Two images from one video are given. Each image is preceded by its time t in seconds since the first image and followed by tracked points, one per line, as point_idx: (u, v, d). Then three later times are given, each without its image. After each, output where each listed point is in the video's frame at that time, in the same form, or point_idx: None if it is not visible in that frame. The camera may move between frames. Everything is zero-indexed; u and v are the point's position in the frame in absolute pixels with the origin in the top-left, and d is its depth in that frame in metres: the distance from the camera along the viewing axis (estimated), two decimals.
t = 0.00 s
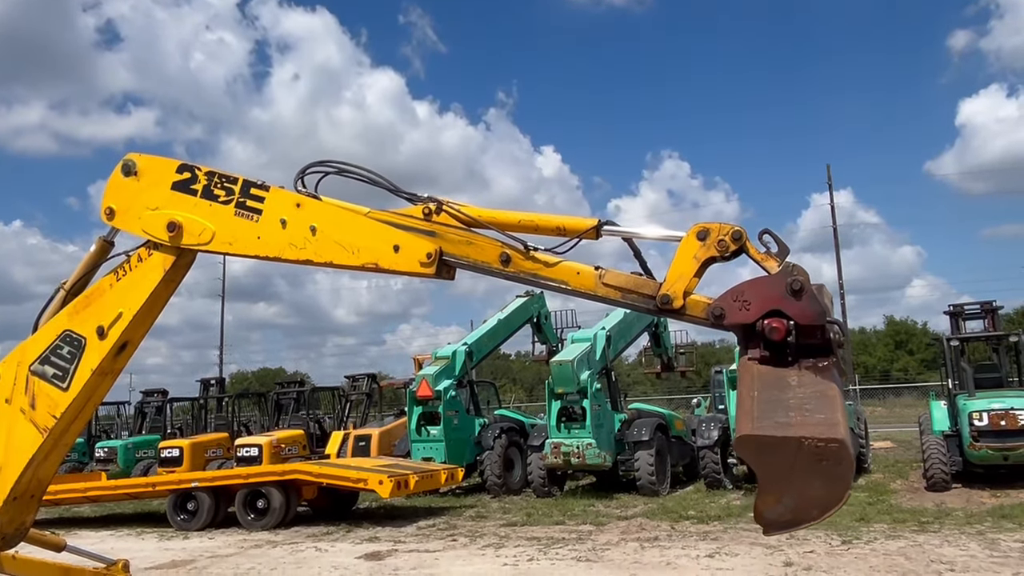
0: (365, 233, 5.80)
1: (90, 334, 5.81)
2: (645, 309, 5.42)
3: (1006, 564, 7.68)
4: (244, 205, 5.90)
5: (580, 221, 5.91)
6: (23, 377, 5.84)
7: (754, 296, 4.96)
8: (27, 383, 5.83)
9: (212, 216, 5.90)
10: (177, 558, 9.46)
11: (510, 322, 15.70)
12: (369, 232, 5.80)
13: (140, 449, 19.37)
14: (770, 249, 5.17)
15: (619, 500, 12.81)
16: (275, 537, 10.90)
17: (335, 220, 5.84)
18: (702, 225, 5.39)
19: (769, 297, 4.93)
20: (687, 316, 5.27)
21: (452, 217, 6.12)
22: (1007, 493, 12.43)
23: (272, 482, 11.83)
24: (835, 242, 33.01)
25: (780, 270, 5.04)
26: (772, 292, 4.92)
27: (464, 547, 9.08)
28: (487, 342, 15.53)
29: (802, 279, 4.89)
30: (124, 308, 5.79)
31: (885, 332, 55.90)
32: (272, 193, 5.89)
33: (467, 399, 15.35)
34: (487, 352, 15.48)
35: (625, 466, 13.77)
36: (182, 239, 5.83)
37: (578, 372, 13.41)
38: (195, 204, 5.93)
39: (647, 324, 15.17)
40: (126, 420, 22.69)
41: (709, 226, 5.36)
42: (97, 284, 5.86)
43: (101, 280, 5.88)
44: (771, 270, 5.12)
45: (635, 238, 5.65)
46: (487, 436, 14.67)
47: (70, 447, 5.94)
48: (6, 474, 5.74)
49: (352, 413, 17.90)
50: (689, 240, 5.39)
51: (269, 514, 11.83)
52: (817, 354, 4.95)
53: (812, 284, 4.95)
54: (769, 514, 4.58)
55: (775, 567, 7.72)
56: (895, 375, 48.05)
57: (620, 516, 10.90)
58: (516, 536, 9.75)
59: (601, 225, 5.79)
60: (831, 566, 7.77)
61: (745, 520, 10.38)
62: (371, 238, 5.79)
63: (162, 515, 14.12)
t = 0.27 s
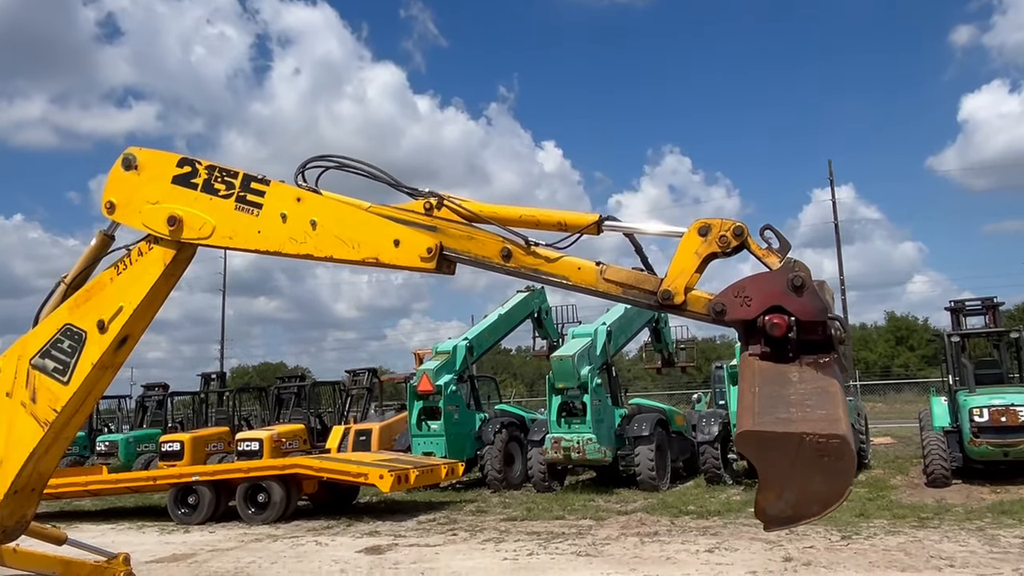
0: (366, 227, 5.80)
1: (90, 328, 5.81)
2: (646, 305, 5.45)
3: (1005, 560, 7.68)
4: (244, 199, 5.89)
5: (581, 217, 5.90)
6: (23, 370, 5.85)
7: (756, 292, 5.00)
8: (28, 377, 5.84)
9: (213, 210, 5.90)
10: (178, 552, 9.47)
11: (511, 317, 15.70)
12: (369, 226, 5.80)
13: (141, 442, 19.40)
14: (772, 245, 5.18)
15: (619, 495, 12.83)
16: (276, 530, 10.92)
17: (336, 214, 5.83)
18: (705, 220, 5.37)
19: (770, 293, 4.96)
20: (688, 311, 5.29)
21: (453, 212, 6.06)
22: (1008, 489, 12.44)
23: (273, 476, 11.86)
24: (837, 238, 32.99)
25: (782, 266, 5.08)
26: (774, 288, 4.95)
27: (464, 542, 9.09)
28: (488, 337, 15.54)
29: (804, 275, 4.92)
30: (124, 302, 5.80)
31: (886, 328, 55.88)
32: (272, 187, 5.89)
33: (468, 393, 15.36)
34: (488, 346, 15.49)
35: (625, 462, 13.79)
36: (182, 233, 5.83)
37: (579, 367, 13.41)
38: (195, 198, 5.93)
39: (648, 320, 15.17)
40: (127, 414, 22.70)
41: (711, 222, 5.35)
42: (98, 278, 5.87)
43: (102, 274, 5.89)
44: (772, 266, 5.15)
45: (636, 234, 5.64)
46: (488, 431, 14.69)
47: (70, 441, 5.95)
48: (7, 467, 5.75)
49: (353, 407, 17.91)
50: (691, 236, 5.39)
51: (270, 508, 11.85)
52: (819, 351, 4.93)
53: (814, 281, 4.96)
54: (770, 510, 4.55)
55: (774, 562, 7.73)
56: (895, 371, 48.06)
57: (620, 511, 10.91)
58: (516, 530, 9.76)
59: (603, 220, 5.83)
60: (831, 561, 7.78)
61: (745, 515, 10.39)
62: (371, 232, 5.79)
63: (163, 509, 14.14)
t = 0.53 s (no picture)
0: (370, 222, 5.80)
1: (95, 322, 5.83)
2: (649, 299, 5.43)
3: (1008, 555, 7.69)
4: (248, 194, 5.90)
5: (584, 211, 5.93)
6: (28, 364, 5.87)
7: (759, 287, 4.97)
8: (32, 371, 5.85)
9: (217, 204, 5.90)
10: (181, 545, 9.50)
11: (514, 311, 15.70)
12: (373, 221, 5.80)
13: (145, 436, 19.45)
14: (775, 240, 5.20)
15: (622, 490, 12.84)
16: (279, 524, 10.95)
17: (340, 208, 5.83)
18: (708, 216, 5.38)
19: (774, 288, 4.93)
20: (692, 306, 5.27)
21: (457, 207, 6.10)
22: (1010, 484, 12.43)
23: (277, 470, 11.89)
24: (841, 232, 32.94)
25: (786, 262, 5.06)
26: (777, 283, 4.93)
27: (467, 535, 9.11)
28: (491, 331, 15.54)
29: (808, 270, 4.89)
30: (128, 296, 5.81)
31: (890, 323, 55.83)
32: (276, 181, 5.89)
33: (471, 387, 15.38)
34: (491, 341, 15.50)
35: (628, 456, 13.80)
36: (187, 227, 5.84)
37: (582, 361, 13.42)
38: (199, 192, 5.94)
39: (651, 314, 15.18)
40: (131, 407, 22.75)
41: (714, 217, 5.36)
42: (102, 272, 5.88)
43: (106, 268, 5.90)
44: (776, 261, 5.15)
45: (640, 228, 5.66)
46: (491, 425, 14.70)
47: (74, 434, 5.97)
48: (11, 460, 5.78)
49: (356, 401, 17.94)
50: (695, 231, 5.38)
51: (273, 501, 11.88)
52: (822, 346, 4.90)
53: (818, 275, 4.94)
54: (773, 504, 4.69)
55: (777, 556, 7.74)
56: (899, 365, 48.01)
57: (622, 505, 10.92)
58: (518, 524, 9.78)
59: (606, 215, 5.82)
60: (834, 555, 7.78)
61: (748, 509, 10.40)
62: (375, 227, 5.79)
63: (167, 502, 14.19)
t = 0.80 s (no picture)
0: (375, 216, 5.81)
1: (102, 316, 5.85)
2: (646, 292, 5.43)
3: (1014, 550, 7.68)
4: (254, 187, 5.90)
5: (581, 204, 5.87)
6: (36, 357, 5.90)
7: (755, 279, 4.96)
8: (40, 364, 5.88)
9: (223, 198, 5.91)
10: (189, 537, 9.55)
11: (520, 305, 15.71)
12: (379, 215, 5.81)
13: (152, 429, 19.52)
14: (772, 232, 5.14)
15: (628, 483, 12.86)
16: (286, 517, 10.99)
17: (346, 202, 5.84)
18: (704, 208, 5.33)
19: (770, 280, 4.91)
20: (688, 299, 5.26)
21: (455, 199, 6.10)
22: (1017, 478, 12.41)
23: (283, 463, 11.93)
24: (848, 227, 32.87)
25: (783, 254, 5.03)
26: (774, 275, 4.91)
27: (473, 529, 9.14)
28: (496, 326, 15.54)
29: (804, 263, 4.87)
30: (135, 290, 5.83)
31: (896, 317, 55.72)
32: (283, 175, 5.90)
33: (477, 381, 15.40)
34: (497, 335, 15.50)
35: (634, 450, 13.81)
36: (194, 221, 5.86)
37: (587, 355, 13.45)
38: (206, 186, 5.95)
39: (657, 308, 15.18)
40: (138, 400, 22.82)
41: (711, 209, 5.31)
42: (109, 266, 5.90)
43: (113, 262, 5.92)
44: (772, 253, 5.10)
45: (635, 221, 5.65)
46: (496, 419, 14.71)
47: (82, 427, 5.99)
48: (20, 453, 5.81)
49: (362, 395, 17.97)
50: (691, 224, 5.36)
51: (280, 494, 11.92)
52: (818, 338, 4.91)
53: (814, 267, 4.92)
54: (769, 496, 4.63)
55: (783, 550, 7.75)
56: (905, 360, 47.93)
57: (628, 499, 10.94)
58: (524, 517, 9.80)
59: (604, 208, 5.80)
60: (839, 550, 7.79)
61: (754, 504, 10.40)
62: (381, 221, 5.79)
63: (174, 495, 14.24)
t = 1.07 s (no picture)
0: (383, 210, 5.81)
1: (112, 309, 5.88)
2: (644, 284, 5.41)
3: None
4: (263, 181, 5.92)
5: (581, 196, 5.89)
6: (47, 350, 5.93)
7: (753, 271, 4.93)
8: (51, 357, 5.92)
9: (232, 192, 5.93)
10: (199, 530, 9.60)
11: (528, 299, 15.71)
12: (387, 209, 5.81)
13: (162, 422, 19.61)
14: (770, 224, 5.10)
15: (636, 477, 12.85)
16: (295, 509, 11.03)
17: (354, 196, 5.85)
18: (702, 200, 5.30)
19: (768, 272, 4.88)
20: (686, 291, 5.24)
21: (455, 191, 6.11)
22: None
23: (293, 456, 11.97)
24: (858, 221, 32.73)
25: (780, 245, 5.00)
26: (771, 267, 4.88)
27: (482, 522, 9.15)
28: (504, 320, 15.55)
29: (802, 254, 4.84)
30: (145, 284, 5.86)
31: (907, 311, 55.50)
32: (291, 169, 5.91)
33: (485, 375, 15.42)
34: (505, 329, 15.50)
35: (642, 444, 13.80)
36: (203, 215, 5.88)
37: (596, 349, 13.42)
38: (215, 180, 5.96)
39: (666, 302, 15.15)
40: (149, 393, 22.92)
41: (709, 201, 5.28)
42: (119, 260, 5.93)
43: (123, 255, 5.95)
44: (771, 246, 5.03)
45: (635, 213, 5.64)
46: (505, 413, 14.72)
47: (93, 421, 6.03)
48: (32, 446, 5.85)
49: (371, 388, 18.01)
50: (690, 216, 5.31)
51: (290, 487, 11.97)
52: (815, 330, 4.90)
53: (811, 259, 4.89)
54: (765, 486, 4.76)
55: (791, 545, 7.74)
56: (916, 354, 47.73)
57: (636, 493, 10.94)
58: (532, 511, 9.81)
59: (603, 200, 5.78)
60: (849, 544, 7.77)
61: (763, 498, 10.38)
62: (388, 215, 5.80)
63: (184, 488, 14.32)
